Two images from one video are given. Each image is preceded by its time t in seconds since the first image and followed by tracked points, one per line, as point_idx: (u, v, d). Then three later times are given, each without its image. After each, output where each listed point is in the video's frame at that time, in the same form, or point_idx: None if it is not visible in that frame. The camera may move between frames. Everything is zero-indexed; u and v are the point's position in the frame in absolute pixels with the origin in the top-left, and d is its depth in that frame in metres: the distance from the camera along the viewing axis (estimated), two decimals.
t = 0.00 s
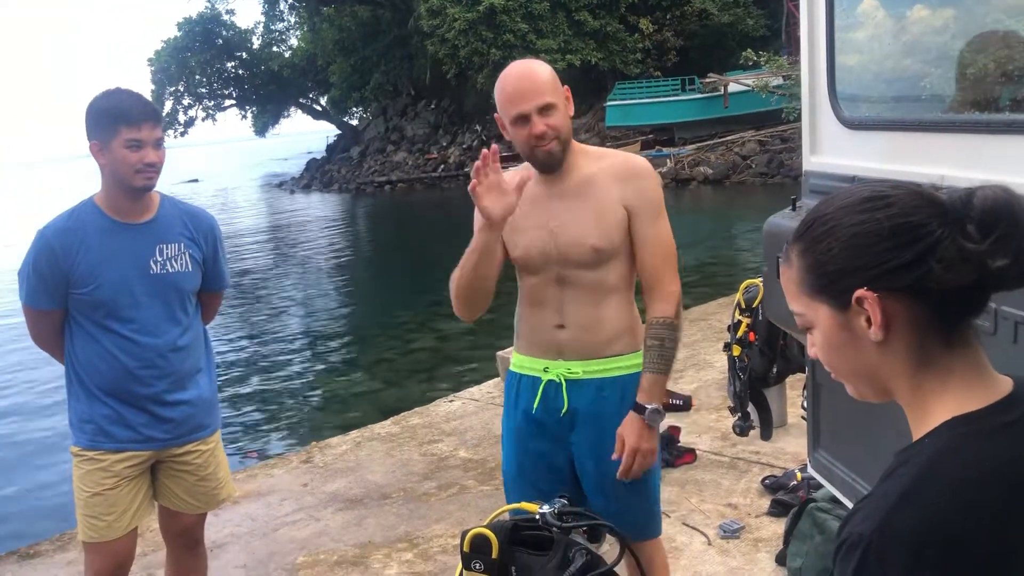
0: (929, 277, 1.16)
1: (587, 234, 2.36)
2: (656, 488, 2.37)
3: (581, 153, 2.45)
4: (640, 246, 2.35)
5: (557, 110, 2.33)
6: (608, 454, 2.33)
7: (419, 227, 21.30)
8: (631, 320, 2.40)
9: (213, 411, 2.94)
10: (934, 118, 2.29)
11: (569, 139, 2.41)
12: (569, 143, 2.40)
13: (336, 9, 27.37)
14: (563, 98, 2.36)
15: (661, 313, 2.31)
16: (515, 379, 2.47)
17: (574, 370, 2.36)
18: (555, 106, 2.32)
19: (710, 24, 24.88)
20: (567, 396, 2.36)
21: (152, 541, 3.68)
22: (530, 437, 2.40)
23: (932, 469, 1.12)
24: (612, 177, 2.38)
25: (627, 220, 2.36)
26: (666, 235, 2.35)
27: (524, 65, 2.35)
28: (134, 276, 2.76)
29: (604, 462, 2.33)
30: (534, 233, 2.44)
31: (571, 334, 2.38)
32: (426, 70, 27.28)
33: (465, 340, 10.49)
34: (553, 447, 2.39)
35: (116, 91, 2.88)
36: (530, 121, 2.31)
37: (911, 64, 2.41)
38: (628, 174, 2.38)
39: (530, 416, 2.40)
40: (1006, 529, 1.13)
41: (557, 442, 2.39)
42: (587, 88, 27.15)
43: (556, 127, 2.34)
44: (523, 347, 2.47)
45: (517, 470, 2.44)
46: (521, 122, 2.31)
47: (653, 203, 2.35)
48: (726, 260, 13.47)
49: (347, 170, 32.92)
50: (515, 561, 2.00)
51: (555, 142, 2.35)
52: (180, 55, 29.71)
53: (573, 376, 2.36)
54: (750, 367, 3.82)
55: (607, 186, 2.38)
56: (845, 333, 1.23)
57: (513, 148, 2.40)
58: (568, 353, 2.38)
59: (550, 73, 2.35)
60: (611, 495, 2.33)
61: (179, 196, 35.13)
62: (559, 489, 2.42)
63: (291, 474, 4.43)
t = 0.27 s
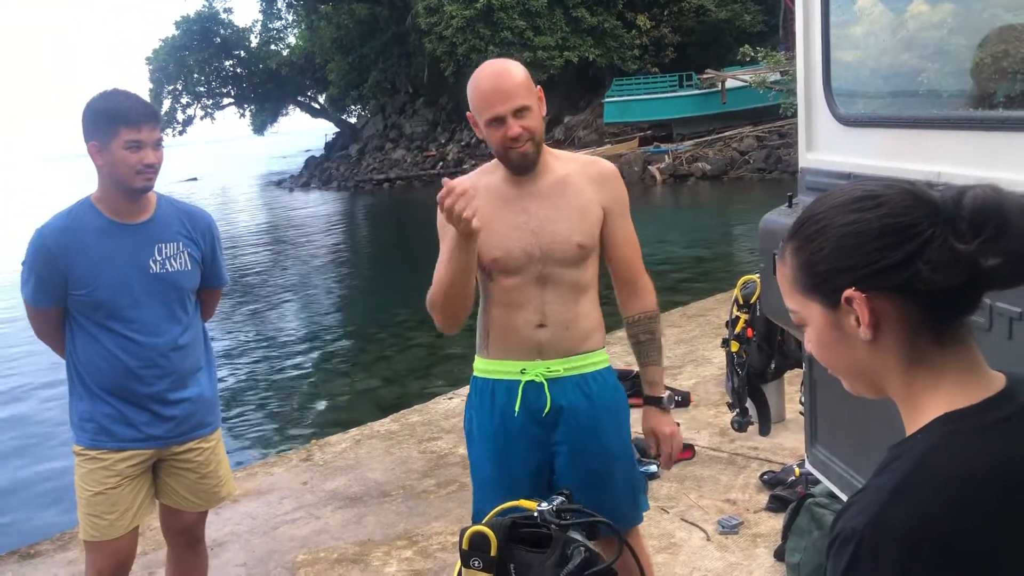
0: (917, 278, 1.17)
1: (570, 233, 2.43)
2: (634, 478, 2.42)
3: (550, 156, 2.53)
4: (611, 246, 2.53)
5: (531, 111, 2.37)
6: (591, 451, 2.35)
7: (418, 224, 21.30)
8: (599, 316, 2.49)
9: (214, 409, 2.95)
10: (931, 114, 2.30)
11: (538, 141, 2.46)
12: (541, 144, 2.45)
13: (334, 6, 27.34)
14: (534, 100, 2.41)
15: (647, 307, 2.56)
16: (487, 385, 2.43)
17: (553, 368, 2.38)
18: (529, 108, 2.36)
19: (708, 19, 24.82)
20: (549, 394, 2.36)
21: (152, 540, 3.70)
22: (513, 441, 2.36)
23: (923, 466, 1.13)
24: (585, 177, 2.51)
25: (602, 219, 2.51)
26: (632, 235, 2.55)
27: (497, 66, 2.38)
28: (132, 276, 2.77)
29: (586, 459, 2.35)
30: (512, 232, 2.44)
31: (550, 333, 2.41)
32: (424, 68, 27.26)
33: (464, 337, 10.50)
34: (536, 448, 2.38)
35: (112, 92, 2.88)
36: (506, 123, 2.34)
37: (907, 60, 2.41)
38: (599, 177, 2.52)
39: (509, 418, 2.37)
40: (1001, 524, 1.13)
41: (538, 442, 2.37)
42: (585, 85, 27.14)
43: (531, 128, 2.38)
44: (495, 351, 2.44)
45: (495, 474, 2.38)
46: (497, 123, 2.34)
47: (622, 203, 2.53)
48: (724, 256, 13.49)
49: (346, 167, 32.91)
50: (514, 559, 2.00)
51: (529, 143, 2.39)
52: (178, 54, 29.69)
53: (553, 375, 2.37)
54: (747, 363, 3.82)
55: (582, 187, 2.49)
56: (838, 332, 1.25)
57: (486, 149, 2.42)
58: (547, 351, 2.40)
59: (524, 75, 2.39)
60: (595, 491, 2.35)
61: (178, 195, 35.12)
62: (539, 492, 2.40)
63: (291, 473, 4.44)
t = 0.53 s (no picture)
0: (904, 289, 1.17)
1: (553, 240, 2.43)
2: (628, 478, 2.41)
3: (530, 161, 2.53)
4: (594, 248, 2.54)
5: (509, 116, 2.37)
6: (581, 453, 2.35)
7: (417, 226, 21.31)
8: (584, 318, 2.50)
9: (213, 415, 2.95)
10: (928, 115, 2.29)
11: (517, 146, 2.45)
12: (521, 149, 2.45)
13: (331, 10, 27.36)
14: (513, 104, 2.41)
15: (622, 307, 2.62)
16: (475, 390, 2.43)
17: (541, 372, 2.38)
18: (507, 112, 2.36)
19: (705, 20, 24.82)
20: (537, 399, 2.36)
21: (152, 545, 3.70)
22: (503, 447, 2.36)
23: (916, 472, 1.13)
24: (566, 182, 2.50)
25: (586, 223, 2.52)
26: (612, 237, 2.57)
27: (475, 71, 2.38)
28: (128, 282, 2.77)
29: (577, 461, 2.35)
30: (496, 238, 2.45)
31: (536, 339, 2.41)
32: (422, 70, 27.28)
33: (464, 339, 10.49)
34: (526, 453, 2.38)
35: (110, 99, 2.89)
36: (484, 127, 2.35)
37: (905, 60, 2.41)
38: (582, 182, 2.52)
39: (498, 423, 2.37)
40: (996, 531, 1.13)
41: (527, 448, 2.37)
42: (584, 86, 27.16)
43: (509, 133, 2.38)
44: (481, 357, 2.45)
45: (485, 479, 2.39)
46: (475, 127, 2.35)
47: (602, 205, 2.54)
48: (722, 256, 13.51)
49: (345, 170, 32.92)
50: (513, 564, 2.00)
51: (507, 149, 2.39)
52: (176, 58, 29.69)
53: (540, 379, 2.37)
54: (746, 365, 3.83)
55: (563, 190, 2.49)
56: (827, 338, 1.27)
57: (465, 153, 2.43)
58: (534, 357, 2.40)
59: (503, 79, 2.40)
60: (587, 492, 2.36)
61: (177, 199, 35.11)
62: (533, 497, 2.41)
63: (291, 477, 4.44)
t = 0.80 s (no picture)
0: (895, 290, 1.18)
1: (547, 245, 2.43)
2: (628, 482, 2.41)
3: (528, 165, 2.53)
4: (595, 252, 2.52)
5: (500, 120, 2.39)
6: (580, 457, 2.35)
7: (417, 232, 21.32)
8: (586, 323, 2.49)
9: (214, 421, 2.96)
10: (927, 118, 2.30)
11: (513, 151, 2.47)
12: (513, 154, 2.45)
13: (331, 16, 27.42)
14: (508, 109, 2.42)
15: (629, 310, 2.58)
16: (475, 392, 2.46)
17: (540, 376, 2.38)
18: (499, 118, 2.38)
19: (703, 25, 24.85)
20: (535, 403, 2.37)
21: (154, 551, 3.71)
22: (502, 449, 2.39)
23: (913, 470, 1.14)
24: (565, 186, 2.49)
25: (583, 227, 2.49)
26: (615, 239, 2.54)
27: (471, 75, 2.42)
28: (130, 288, 2.78)
29: (576, 464, 2.35)
30: (493, 242, 2.47)
31: (534, 343, 2.42)
32: (421, 76, 27.34)
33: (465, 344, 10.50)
34: (525, 455, 2.39)
35: (116, 106, 2.90)
36: (473, 131, 2.38)
37: (904, 62, 2.42)
38: (580, 184, 2.50)
39: (497, 426, 2.39)
40: (991, 529, 1.14)
41: (526, 451, 2.39)
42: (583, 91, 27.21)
43: (498, 138, 2.39)
44: (482, 360, 2.48)
45: (485, 479, 2.41)
46: (465, 131, 2.39)
47: (602, 209, 2.51)
48: (722, 260, 13.54)
49: (344, 176, 32.95)
50: (515, 566, 2.01)
51: (498, 154, 2.40)
52: (176, 65, 29.68)
53: (539, 383, 2.38)
54: (747, 368, 3.85)
55: (562, 194, 2.48)
56: (824, 338, 1.28)
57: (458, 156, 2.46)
58: (533, 361, 2.41)
59: (498, 83, 2.43)
60: (585, 495, 2.36)
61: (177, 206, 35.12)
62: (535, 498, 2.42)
63: (293, 483, 4.45)
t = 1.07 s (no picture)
0: (888, 292, 1.18)
1: (547, 248, 2.42)
2: (628, 493, 2.38)
3: (538, 166, 2.52)
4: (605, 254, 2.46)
5: (496, 123, 2.37)
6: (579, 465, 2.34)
7: (416, 235, 21.33)
8: (595, 328, 2.45)
9: (211, 425, 2.95)
10: (925, 121, 2.30)
11: (515, 153, 2.44)
12: (511, 159, 2.43)
13: (330, 20, 27.45)
14: (509, 114, 2.39)
15: (644, 315, 2.49)
16: (480, 391, 2.47)
17: (542, 381, 2.38)
18: (494, 121, 2.36)
19: (702, 28, 24.82)
20: (534, 406, 2.37)
21: (153, 555, 3.70)
22: (501, 451, 2.39)
23: (908, 472, 1.14)
24: (572, 189, 2.46)
25: (589, 229, 2.45)
26: (629, 243, 2.46)
27: (481, 77, 2.42)
28: (127, 292, 2.78)
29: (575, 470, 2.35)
30: (497, 243, 2.49)
31: (535, 348, 2.41)
32: (420, 79, 27.38)
33: (464, 348, 10.50)
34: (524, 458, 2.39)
35: (116, 109, 2.90)
36: (468, 134, 2.38)
37: (902, 65, 2.42)
38: (585, 186, 2.45)
39: (499, 427, 2.40)
40: (986, 530, 1.14)
41: (525, 454, 2.38)
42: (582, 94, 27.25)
43: (492, 142, 2.38)
44: (488, 359, 2.49)
45: (484, 478, 2.41)
46: (462, 133, 2.40)
47: (613, 213, 2.44)
48: (721, 262, 13.55)
49: (343, 179, 32.99)
50: (514, 569, 2.00)
51: (491, 157, 2.39)
52: (175, 68, 29.67)
53: (541, 387, 2.38)
54: (746, 370, 3.86)
55: (568, 198, 2.45)
56: (818, 339, 1.28)
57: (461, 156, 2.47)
58: (534, 365, 2.40)
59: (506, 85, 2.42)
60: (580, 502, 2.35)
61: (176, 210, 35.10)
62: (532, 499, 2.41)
63: (291, 486, 4.44)
